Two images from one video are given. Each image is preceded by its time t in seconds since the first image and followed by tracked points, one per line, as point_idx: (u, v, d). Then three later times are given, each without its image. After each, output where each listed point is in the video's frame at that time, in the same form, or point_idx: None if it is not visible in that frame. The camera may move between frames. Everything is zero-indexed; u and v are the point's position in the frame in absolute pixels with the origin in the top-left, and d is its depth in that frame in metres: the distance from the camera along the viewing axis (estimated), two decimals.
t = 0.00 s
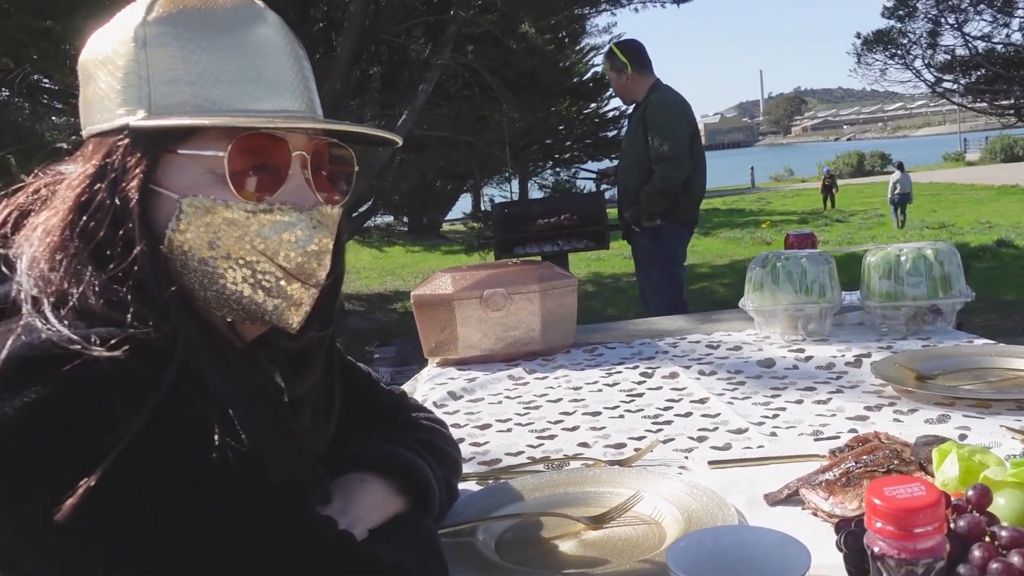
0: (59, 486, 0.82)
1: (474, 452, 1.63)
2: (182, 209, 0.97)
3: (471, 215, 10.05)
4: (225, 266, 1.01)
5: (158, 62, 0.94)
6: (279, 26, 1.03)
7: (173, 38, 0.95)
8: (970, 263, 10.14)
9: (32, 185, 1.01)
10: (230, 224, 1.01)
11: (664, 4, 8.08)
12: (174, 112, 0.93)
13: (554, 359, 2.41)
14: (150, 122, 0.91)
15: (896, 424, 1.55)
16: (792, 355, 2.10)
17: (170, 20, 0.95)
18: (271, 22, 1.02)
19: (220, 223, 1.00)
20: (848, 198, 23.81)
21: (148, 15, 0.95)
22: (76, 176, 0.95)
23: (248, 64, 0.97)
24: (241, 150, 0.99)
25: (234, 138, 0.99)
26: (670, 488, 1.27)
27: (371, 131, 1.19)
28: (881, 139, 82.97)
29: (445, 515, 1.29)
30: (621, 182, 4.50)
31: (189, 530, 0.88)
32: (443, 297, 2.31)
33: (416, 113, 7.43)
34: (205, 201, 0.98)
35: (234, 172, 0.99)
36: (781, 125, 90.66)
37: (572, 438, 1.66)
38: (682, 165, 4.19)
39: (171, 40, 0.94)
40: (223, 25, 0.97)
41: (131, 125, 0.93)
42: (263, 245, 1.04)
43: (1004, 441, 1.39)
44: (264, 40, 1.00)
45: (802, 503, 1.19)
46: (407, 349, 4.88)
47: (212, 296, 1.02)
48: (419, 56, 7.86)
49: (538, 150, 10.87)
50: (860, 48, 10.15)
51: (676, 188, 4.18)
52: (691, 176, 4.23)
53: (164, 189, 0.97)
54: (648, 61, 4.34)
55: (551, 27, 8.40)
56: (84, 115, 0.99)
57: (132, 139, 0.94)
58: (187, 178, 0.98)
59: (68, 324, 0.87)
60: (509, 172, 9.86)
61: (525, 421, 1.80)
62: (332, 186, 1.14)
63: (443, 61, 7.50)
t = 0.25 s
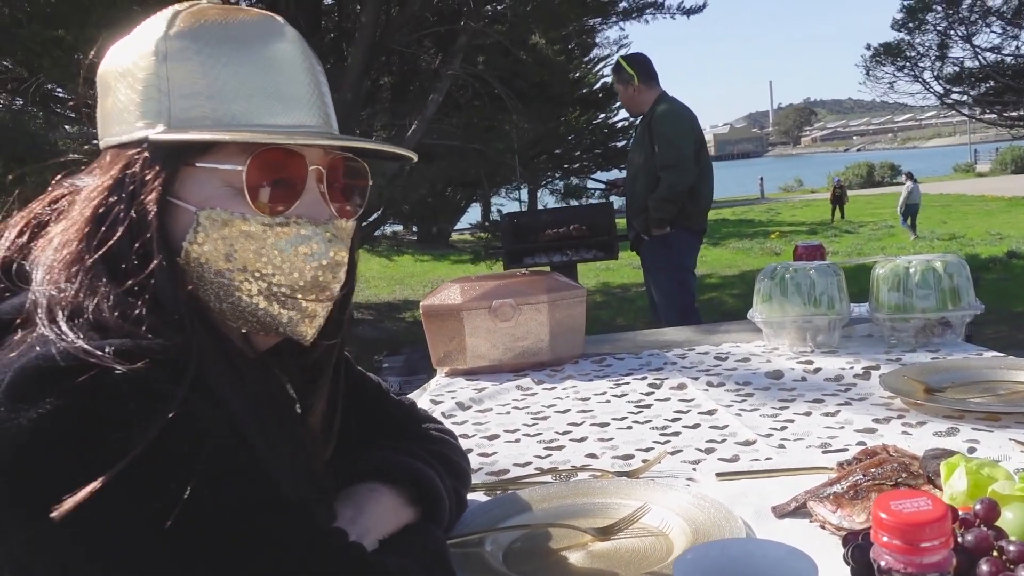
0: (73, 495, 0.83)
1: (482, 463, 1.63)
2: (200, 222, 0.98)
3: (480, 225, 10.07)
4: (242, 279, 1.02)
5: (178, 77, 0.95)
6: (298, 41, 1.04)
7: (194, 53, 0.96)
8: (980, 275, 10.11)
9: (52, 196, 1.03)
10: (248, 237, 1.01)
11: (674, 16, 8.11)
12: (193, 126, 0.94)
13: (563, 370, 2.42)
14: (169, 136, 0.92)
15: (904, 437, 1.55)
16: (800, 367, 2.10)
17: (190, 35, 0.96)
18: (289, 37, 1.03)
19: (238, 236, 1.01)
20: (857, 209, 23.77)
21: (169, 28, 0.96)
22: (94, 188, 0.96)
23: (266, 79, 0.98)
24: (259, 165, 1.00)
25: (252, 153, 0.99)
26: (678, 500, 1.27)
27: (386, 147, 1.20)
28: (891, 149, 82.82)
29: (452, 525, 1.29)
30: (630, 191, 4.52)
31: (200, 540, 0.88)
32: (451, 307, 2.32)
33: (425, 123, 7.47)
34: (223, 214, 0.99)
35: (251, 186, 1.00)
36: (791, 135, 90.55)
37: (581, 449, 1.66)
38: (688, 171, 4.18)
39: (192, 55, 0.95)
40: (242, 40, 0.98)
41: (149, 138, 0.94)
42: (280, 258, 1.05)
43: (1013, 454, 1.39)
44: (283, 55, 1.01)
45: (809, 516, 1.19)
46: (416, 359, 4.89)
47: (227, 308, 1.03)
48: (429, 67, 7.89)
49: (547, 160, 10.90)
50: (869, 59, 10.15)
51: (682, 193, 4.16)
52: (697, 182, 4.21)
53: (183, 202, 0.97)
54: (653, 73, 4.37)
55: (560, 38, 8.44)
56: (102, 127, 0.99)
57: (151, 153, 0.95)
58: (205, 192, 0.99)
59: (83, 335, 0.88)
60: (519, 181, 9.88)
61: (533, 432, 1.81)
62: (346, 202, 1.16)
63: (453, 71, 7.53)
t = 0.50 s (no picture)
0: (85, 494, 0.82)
1: (490, 466, 1.63)
2: (216, 224, 0.98)
3: (486, 231, 10.08)
4: (257, 282, 1.02)
5: (195, 78, 0.95)
6: (314, 43, 1.04)
7: (211, 54, 0.96)
8: (988, 282, 10.07)
9: (65, 195, 1.03)
10: (263, 238, 1.02)
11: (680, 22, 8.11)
12: (209, 128, 0.94)
13: (570, 374, 2.41)
14: (186, 138, 0.92)
15: (914, 442, 1.54)
16: (808, 371, 2.10)
17: (207, 36, 0.96)
18: (305, 39, 1.03)
19: (254, 238, 1.01)
20: (864, 216, 23.72)
21: (186, 29, 0.96)
22: (109, 189, 0.96)
23: (282, 81, 0.98)
24: (276, 168, 1.00)
25: (269, 155, 1.00)
26: (687, 503, 1.27)
27: (399, 148, 1.20)
28: (898, 156, 82.74)
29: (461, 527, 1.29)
30: (645, 196, 4.51)
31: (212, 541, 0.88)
32: (459, 311, 2.32)
33: (432, 128, 7.48)
34: (238, 216, 0.99)
35: (267, 187, 1.00)
36: (798, 141, 90.42)
37: (589, 452, 1.66)
38: (709, 173, 4.20)
39: (209, 56, 0.95)
40: (260, 42, 0.99)
41: (165, 140, 0.94)
42: (295, 261, 1.05)
43: None
44: (299, 57, 1.01)
45: (819, 519, 1.19)
46: (422, 364, 4.89)
47: (242, 310, 1.03)
48: (436, 73, 7.91)
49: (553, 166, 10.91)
50: (876, 66, 10.14)
51: (703, 194, 4.18)
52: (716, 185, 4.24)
53: (198, 203, 0.97)
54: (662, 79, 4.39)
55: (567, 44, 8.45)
56: (117, 127, 1.00)
57: (167, 154, 0.95)
58: (221, 194, 0.99)
59: (96, 336, 0.88)
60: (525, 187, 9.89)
61: (541, 435, 1.80)
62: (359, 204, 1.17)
63: (460, 77, 7.55)
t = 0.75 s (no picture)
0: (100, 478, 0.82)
1: (499, 453, 1.63)
2: (242, 211, 0.98)
3: (490, 221, 10.07)
4: (279, 267, 1.02)
5: (221, 63, 0.95)
6: (337, 32, 1.04)
7: (238, 40, 0.96)
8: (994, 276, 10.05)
9: (81, 179, 1.02)
10: (289, 226, 1.02)
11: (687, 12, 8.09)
12: (237, 114, 0.94)
13: (578, 363, 2.42)
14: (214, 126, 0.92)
15: (924, 432, 1.54)
16: (817, 362, 2.10)
17: (234, 21, 0.96)
18: (329, 27, 1.03)
19: (279, 226, 1.01)
20: (869, 209, 23.67)
21: (212, 13, 0.96)
22: (129, 173, 0.95)
23: (308, 69, 0.99)
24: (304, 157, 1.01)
25: (295, 143, 1.00)
26: (698, 491, 1.27)
27: (418, 139, 1.20)
28: (904, 150, 82.43)
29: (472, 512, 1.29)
30: (662, 190, 4.52)
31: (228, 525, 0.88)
32: (467, 299, 2.31)
33: (437, 118, 7.47)
34: (264, 203, 0.99)
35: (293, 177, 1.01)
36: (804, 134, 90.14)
37: (598, 440, 1.66)
38: (728, 170, 4.26)
39: (236, 42, 0.95)
40: (285, 29, 0.99)
41: (191, 126, 0.94)
42: (319, 248, 1.05)
43: None
44: (324, 46, 1.01)
45: (830, 508, 1.19)
46: (427, 353, 4.90)
47: (264, 297, 1.03)
48: (442, 63, 7.89)
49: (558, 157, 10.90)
50: (883, 58, 10.10)
51: (723, 191, 4.22)
52: (735, 181, 4.28)
53: (225, 189, 0.98)
54: (685, 69, 4.38)
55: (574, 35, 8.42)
56: (136, 111, 0.99)
57: (190, 138, 0.95)
58: (248, 181, 0.99)
59: (114, 320, 0.88)
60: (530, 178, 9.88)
61: (550, 423, 1.81)
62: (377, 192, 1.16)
63: (466, 67, 7.54)
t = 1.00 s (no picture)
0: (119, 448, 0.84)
1: (508, 431, 1.65)
2: (260, 186, 1.00)
3: (494, 204, 10.07)
4: (295, 243, 1.03)
5: (241, 40, 0.96)
6: (355, 10, 1.05)
7: (258, 17, 0.97)
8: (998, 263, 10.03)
9: (100, 151, 1.03)
10: (306, 202, 1.03)
11: None
12: (256, 91, 0.96)
13: (585, 344, 2.43)
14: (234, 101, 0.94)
15: (930, 414, 1.55)
16: (823, 344, 2.11)
17: None
18: (348, 6, 1.05)
19: (297, 203, 1.02)
20: (873, 195, 23.61)
21: None
22: (149, 148, 0.95)
23: (327, 47, 1.00)
24: (322, 134, 1.02)
25: (313, 120, 1.01)
26: (707, 469, 1.28)
27: (434, 117, 1.21)
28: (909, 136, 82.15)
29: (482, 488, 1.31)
30: (689, 177, 4.65)
31: (235, 512, 0.88)
32: (476, 280, 2.33)
33: (442, 100, 7.45)
34: (282, 179, 1.00)
35: (312, 154, 1.02)
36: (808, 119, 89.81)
37: (606, 419, 1.68)
38: (759, 161, 4.42)
39: (256, 19, 0.97)
40: (305, 7, 1.00)
41: (210, 102, 0.95)
42: (336, 226, 1.06)
43: None
44: (342, 24, 1.02)
45: (838, 486, 1.20)
46: (432, 335, 4.91)
47: (280, 272, 1.04)
48: (447, 45, 7.83)
49: (563, 141, 10.87)
50: (890, 44, 10.06)
51: (754, 181, 4.37)
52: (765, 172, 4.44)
53: (243, 165, 0.99)
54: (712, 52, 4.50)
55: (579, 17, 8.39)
56: (154, 86, 1.00)
57: (211, 114, 0.96)
58: (267, 157, 1.00)
59: (134, 292, 0.89)
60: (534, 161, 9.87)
61: (558, 402, 1.82)
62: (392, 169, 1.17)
63: (471, 49, 7.51)
